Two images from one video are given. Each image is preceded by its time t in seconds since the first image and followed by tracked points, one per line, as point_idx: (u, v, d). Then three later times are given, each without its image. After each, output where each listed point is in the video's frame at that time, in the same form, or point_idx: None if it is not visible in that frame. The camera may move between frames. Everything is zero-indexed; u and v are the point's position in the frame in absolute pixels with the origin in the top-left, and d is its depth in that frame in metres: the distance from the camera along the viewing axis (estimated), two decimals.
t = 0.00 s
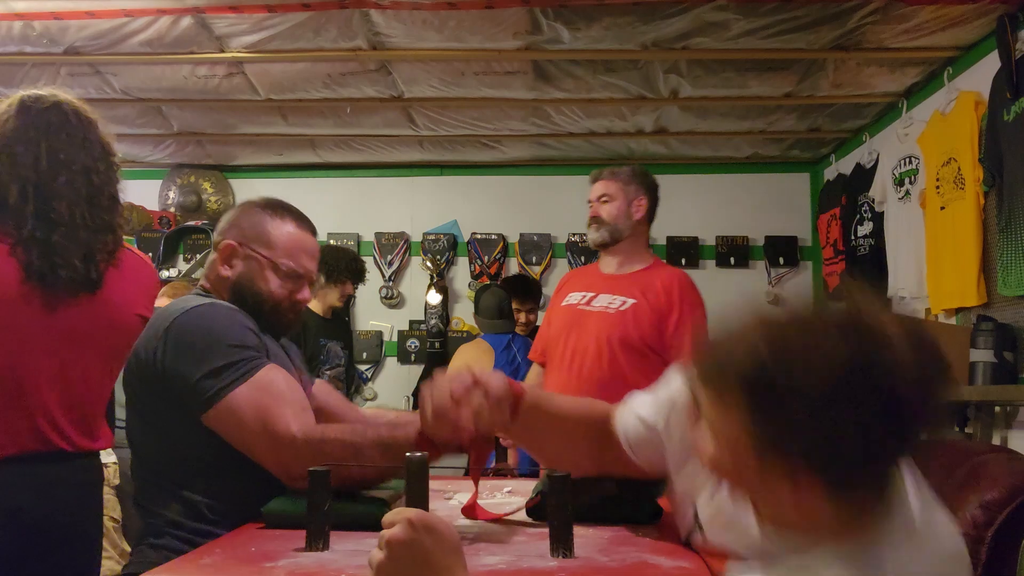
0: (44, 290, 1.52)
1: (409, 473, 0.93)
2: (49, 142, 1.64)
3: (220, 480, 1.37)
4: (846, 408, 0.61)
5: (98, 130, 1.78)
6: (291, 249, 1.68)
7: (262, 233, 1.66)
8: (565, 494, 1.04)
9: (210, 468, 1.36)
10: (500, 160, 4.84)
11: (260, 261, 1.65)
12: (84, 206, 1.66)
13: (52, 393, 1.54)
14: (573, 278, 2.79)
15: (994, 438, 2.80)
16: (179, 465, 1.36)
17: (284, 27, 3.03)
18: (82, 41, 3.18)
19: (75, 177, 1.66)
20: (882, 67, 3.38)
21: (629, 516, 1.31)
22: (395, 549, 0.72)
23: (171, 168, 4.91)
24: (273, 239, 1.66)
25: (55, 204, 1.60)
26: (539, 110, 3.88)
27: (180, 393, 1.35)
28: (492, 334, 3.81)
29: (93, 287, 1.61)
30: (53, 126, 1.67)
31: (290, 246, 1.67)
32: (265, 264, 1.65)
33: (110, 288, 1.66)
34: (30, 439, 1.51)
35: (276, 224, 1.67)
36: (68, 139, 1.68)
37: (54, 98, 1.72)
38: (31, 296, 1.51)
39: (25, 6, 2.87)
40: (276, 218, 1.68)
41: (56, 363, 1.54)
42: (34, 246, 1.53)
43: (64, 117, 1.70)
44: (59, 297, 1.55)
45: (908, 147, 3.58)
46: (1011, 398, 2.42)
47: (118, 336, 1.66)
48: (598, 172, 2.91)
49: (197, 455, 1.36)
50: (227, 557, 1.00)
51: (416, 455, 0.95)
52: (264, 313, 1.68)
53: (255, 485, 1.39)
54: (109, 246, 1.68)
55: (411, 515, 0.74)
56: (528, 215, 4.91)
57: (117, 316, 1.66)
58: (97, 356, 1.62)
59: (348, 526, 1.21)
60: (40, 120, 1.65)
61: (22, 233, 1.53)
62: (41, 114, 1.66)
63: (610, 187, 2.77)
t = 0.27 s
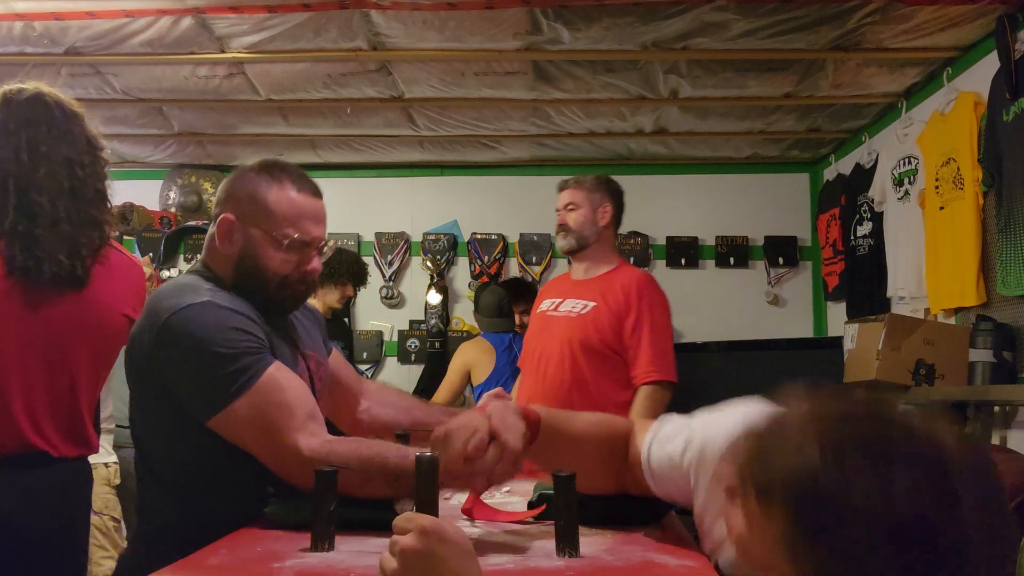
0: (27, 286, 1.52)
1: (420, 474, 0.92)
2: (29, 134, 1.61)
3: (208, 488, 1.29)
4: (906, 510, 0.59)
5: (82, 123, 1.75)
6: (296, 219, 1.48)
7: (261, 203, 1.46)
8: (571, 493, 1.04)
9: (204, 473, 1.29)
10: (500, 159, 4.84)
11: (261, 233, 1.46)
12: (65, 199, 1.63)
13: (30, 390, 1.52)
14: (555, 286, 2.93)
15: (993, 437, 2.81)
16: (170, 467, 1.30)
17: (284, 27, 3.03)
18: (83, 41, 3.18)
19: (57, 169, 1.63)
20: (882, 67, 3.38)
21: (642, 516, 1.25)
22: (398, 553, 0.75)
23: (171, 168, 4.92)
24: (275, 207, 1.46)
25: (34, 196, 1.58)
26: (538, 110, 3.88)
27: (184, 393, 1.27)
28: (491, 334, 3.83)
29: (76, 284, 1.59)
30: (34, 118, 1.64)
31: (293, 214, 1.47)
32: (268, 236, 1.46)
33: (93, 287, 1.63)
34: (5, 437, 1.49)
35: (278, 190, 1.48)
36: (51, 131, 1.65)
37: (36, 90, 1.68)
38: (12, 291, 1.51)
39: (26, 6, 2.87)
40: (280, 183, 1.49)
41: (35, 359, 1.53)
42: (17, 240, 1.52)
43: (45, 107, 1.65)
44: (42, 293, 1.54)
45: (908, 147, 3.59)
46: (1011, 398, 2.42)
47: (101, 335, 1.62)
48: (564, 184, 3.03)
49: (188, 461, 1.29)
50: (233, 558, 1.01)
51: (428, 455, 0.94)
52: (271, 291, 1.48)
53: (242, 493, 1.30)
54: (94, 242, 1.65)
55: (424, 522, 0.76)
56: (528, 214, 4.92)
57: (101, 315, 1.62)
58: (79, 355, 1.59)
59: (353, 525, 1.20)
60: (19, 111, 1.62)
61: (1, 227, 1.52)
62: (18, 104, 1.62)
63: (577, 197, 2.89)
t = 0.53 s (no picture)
0: (9, 283, 1.39)
1: (417, 476, 0.92)
2: (16, 129, 1.48)
3: (207, 490, 1.29)
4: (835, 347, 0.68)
5: (75, 119, 1.62)
6: (317, 189, 1.58)
7: (285, 177, 1.55)
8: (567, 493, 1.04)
9: (209, 476, 1.29)
10: (500, 160, 4.84)
11: (289, 206, 1.56)
12: (52, 197, 1.50)
13: (17, 397, 1.40)
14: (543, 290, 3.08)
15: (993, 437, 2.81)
16: (174, 469, 1.30)
17: (284, 27, 3.03)
18: (83, 41, 3.18)
19: (43, 166, 1.50)
20: (882, 67, 3.38)
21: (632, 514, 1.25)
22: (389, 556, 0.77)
23: (171, 168, 4.91)
24: (300, 178, 1.56)
25: (18, 192, 1.45)
26: (538, 110, 3.88)
27: (194, 386, 1.28)
28: (490, 334, 3.83)
29: (63, 285, 1.45)
30: (20, 111, 1.50)
31: (316, 185, 1.57)
32: (297, 208, 1.56)
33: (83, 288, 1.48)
34: None
35: (299, 161, 1.57)
36: (39, 126, 1.52)
37: (25, 84, 1.56)
38: None
39: (26, 6, 2.88)
40: (297, 154, 1.58)
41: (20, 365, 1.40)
42: None
43: (34, 102, 1.53)
44: (26, 291, 1.41)
45: (908, 147, 3.58)
46: (1011, 398, 2.42)
47: (90, 340, 1.48)
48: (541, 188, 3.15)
49: (190, 463, 1.29)
50: (229, 560, 1.01)
51: (425, 456, 0.94)
52: (300, 261, 1.58)
53: (246, 498, 1.30)
54: (83, 241, 1.51)
55: (420, 526, 0.76)
56: (528, 215, 4.92)
57: (91, 319, 1.48)
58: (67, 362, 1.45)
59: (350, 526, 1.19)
60: (4, 104, 1.49)
61: None
62: (6, 98, 1.50)
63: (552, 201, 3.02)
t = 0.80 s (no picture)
0: None
1: (417, 476, 0.92)
2: (12, 128, 1.48)
3: (211, 489, 1.28)
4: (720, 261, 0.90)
5: (74, 118, 1.62)
6: (350, 187, 1.60)
7: (319, 175, 1.57)
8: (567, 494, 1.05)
9: (218, 471, 1.28)
10: (500, 159, 4.84)
11: (327, 201, 1.56)
12: (46, 197, 1.49)
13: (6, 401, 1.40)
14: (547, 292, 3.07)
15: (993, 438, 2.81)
16: (178, 466, 1.28)
17: (284, 27, 3.03)
18: (83, 41, 3.18)
19: (37, 165, 1.49)
20: (882, 67, 3.38)
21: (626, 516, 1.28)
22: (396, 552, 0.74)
23: (171, 168, 4.91)
24: (335, 176, 1.58)
25: (11, 192, 1.45)
26: (538, 110, 3.88)
27: (236, 372, 1.29)
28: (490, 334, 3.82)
29: (53, 289, 1.44)
30: (15, 111, 1.51)
31: (349, 184, 1.60)
32: (334, 202, 1.57)
33: (73, 291, 1.47)
34: None
35: (333, 159, 1.60)
36: (34, 126, 1.52)
37: (24, 83, 1.56)
38: None
39: (26, 6, 2.88)
40: (327, 153, 1.61)
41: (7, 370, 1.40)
42: None
43: (30, 101, 1.53)
44: (16, 294, 1.40)
45: (908, 147, 3.59)
46: (1011, 398, 2.42)
47: (81, 344, 1.47)
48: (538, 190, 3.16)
49: (199, 457, 1.28)
50: (228, 561, 1.01)
51: (424, 456, 0.94)
52: (333, 257, 1.59)
53: (253, 495, 1.29)
54: (75, 243, 1.49)
55: (418, 525, 0.73)
56: (528, 214, 4.92)
57: (81, 323, 1.47)
58: (55, 367, 1.44)
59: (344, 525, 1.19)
60: None
61: None
62: (3, 97, 1.50)
63: (553, 203, 3.03)
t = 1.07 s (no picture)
0: None
1: (417, 474, 0.91)
2: (11, 129, 1.49)
3: (231, 480, 1.22)
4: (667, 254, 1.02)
5: (76, 118, 1.61)
6: (377, 207, 1.60)
7: (349, 195, 1.55)
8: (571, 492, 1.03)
9: (242, 464, 1.23)
10: (500, 159, 4.84)
11: (354, 221, 1.56)
12: (45, 197, 1.48)
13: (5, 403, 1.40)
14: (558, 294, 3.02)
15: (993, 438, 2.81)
16: (200, 456, 1.22)
17: (284, 27, 3.03)
18: (83, 41, 3.18)
19: (36, 166, 1.49)
20: (883, 67, 3.38)
21: (625, 514, 1.27)
22: (406, 555, 0.72)
23: (171, 169, 4.91)
24: (364, 196, 1.57)
25: (10, 194, 1.44)
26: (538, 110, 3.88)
27: (290, 359, 1.25)
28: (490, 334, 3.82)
29: (53, 292, 1.44)
30: (15, 112, 1.51)
31: (377, 203, 1.59)
32: (361, 223, 1.56)
33: (73, 294, 1.47)
34: None
35: (363, 180, 1.58)
36: (33, 126, 1.51)
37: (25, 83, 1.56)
38: None
39: (25, 6, 2.88)
40: (357, 174, 1.59)
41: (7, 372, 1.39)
42: None
43: (29, 102, 1.53)
44: (13, 298, 1.40)
45: (908, 147, 3.58)
46: (1011, 398, 2.42)
47: (82, 347, 1.47)
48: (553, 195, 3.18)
49: (215, 442, 1.22)
50: (226, 559, 1.01)
51: (423, 456, 0.93)
52: (355, 275, 1.60)
53: (273, 487, 1.25)
54: (75, 244, 1.48)
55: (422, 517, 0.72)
56: (528, 214, 4.92)
57: (81, 326, 1.47)
58: (55, 369, 1.44)
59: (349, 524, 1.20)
60: None
61: None
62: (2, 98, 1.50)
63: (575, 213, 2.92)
